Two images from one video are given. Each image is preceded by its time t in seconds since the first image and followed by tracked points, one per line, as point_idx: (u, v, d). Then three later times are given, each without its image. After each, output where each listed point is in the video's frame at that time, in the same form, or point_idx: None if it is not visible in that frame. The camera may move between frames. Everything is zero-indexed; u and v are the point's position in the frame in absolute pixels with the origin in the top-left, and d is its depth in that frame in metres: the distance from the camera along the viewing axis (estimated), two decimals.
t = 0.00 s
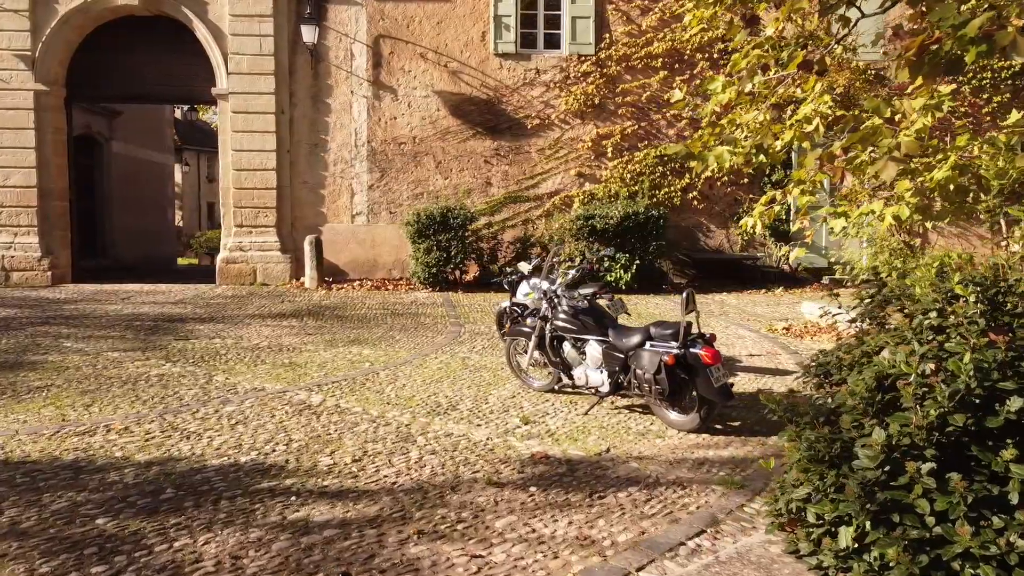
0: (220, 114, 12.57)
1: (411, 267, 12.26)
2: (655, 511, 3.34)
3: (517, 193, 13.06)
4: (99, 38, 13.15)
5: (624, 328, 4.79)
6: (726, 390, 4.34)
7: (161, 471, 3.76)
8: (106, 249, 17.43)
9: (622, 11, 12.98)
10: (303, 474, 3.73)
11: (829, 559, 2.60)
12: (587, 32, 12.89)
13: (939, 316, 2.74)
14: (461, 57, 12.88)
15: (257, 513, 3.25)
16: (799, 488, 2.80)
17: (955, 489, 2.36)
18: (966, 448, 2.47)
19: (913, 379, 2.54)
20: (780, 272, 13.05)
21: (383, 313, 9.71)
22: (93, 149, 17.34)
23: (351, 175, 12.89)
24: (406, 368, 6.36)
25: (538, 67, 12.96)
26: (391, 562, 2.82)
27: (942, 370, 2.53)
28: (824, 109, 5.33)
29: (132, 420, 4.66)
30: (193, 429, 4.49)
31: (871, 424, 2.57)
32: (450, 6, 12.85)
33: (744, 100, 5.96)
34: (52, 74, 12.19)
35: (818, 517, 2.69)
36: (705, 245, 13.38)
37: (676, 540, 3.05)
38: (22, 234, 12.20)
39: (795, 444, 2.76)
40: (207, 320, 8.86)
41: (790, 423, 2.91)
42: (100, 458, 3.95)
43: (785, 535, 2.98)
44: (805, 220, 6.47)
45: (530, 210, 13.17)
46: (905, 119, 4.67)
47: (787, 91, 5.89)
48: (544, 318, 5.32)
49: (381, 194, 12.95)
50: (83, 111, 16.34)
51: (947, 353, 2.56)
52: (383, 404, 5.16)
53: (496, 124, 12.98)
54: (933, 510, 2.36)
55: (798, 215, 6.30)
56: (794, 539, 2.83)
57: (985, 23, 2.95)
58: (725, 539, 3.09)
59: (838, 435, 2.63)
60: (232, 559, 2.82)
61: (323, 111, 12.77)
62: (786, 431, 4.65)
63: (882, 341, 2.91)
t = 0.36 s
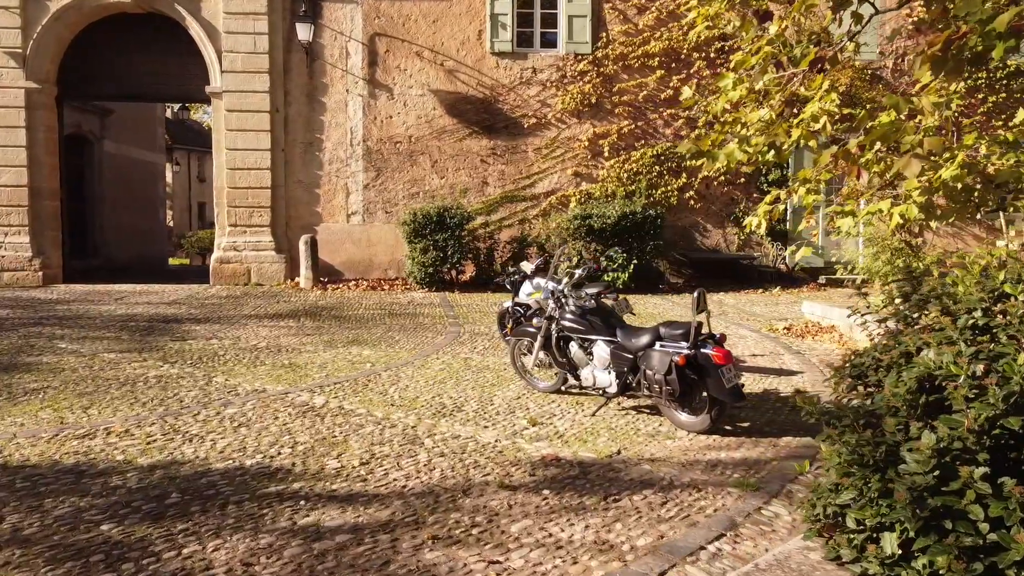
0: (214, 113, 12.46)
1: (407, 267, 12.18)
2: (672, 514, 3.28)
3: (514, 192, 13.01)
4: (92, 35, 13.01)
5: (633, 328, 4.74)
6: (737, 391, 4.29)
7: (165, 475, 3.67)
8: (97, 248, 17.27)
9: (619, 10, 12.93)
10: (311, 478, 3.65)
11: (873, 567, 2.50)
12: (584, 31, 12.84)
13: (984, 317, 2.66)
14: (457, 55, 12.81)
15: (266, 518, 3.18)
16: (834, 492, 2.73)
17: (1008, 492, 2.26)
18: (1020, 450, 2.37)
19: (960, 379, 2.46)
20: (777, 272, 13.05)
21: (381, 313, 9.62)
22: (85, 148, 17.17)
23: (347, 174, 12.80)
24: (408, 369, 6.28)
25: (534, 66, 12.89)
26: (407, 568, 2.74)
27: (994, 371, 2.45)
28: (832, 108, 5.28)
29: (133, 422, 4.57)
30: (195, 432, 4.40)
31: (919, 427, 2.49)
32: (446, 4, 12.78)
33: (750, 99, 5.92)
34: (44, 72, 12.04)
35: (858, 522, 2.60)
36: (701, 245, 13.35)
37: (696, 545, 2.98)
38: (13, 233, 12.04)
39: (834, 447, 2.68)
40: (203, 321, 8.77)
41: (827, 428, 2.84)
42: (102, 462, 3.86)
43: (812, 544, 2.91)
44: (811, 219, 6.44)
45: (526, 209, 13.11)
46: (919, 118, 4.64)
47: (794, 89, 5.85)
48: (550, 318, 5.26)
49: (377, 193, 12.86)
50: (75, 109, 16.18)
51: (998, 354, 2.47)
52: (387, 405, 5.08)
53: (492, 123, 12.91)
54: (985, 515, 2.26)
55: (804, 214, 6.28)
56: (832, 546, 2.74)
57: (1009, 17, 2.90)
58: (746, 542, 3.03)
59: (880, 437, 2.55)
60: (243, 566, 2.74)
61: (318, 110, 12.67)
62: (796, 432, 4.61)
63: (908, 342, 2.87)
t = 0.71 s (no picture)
0: (201, 111, 12.32)
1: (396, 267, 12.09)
2: (682, 516, 3.23)
3: (504, 192, 12.95)
4: (75, 31, 12.84)
5: (634, 328, 4.69)
6: (740, 391, 4.24)
7: (161, 479, 3.58)
8: (80, 248, 17.05)
9: (609, 9, 12.90)
10: (312, 482, 3.58)
11: (910, 573, 2.42)
12: (574, 30, 12.79)
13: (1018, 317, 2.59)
14: (447, 54, 12.73)
15: (269, 523, 3.09)
16: (864, 495, 2.66)
17: None
18: None
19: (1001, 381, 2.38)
20: (767, 271, 13.07)
21: (372, 314, 9.52)
22: (67, 147, 16.94)
23: (336, 173, 12.69)
24: (403, 370, 6.20)
25: (524, 65, 12.84)
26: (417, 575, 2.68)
27: None
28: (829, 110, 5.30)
29: (125, 426, 4.47)
30: (189, 435, 4.30)
31: (963, 430, 2.44)
32: (435, 2, 12.69)
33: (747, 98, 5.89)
34: (27, 69, 11.85)
35: (891, 527, 2.53)
36: (691, 244, 13.34)
37: (709, 548, 2.94)
38: None
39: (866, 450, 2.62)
40: (192, 322, 8.65)
41: (858, 431, 2.76)
42: (96, 467, 3.76)
43: (844, 546, 2.81)
44: (808, 218, 6.44)
45: (516, 209, 13.05)
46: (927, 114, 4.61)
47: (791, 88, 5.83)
48: (548, 318, 5.21)
49: (366, 192, 12.77)
50: (57, 107, 15.98)
51: None
52: (384, 407, 5.00)
53: (482, 122, 12.84)
54: None
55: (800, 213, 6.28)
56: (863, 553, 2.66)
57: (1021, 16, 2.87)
58: (759, 546, 2.99)
59: (914, 441, 2.51)
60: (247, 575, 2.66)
61: (306, 109, 12.55)
62: (799, 432, 4.59)
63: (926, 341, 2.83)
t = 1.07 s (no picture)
0: (182, 109, 12.16)
1: (382, 267, 11.98)
2: (688, 519, 3.18)
3: (489, 191, 12.88)
4: (53, 26, 12.60)
5: (632, 328, 4.65)
6: (740, 392, 4.21)
7: (153, 486, 3.48)
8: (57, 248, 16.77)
9: (595, 8, 12.88)
10: (309, 487, 3.49)
11: None
12: (559, 30, 12.75)
13: None
14: (432, 53, 12.64)
15: (267, 531, 3.01)
16: (889, 498, 2.60)
17: None
18: None
19: None
20: (753, 271, 13.10)
21: (359, 315, 9.39)
22: (43, 145, 16.64)
23: (319, 173, 12.55)
24: (394, 371, 6.12)
25: (510, 64, 12.78)
26: None
27: None
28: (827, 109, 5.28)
29: (112, 430, 4.36)
30: (179, 439, 4.20)
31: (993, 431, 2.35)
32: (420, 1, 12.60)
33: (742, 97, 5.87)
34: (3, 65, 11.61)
35: (920, 532, 2.46)
36: (677, 244, 13.34)
37: (719, 552, 2.89)
38: None
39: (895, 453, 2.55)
40: (175, 323, 8.49)
41: (882, 433, 2.69)
42: (84, 473, 3.65)
43: (871, 551, 2.76)
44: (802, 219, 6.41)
45: (502, 208, 12.99)
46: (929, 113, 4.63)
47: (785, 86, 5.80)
48: (543, 318, 5.15)
49: (350, 192, 12.64)
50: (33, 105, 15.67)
51: None
52: (377, 409, 4.92)
53: (468, 121, 12.76)
54: None
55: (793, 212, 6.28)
56: (892, 558, 2.59)
57: None
58: (767, 549, 2.95)
59: (946, 443, 2.41)
60: None
61: (290, 107, 12.42)
62: (797, 433, 4.58)
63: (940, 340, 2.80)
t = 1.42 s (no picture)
0: (160, 107, 11.96)
1: (364, 268, 11.86)
2: (693, 523, 3.14)
3: (472, 191, 12.80)
4: (26, 21, 12.31)
5: (627, 329, 4.60)
6: (737, 393, 4.18)
7: (141, 493, 3.38)
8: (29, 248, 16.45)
9: (577, 8, 12.85)
10: (304, 494, 3.40)
11: None
12: (542, 29, 12.71)
13: None
14: (414, 52, 12.54)
15: (263, 540, 2.92)
16: (914, 502, 2.52)
17: None
18: None
19: None
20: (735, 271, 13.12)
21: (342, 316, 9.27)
22: (13, 144, 16.30)
23: (300, 172, 12.40)
24: (383, 373, 6.03)
25: (493, 63, 12.72)
26: None
27: None
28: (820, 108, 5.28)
29: (96, 436, 4.23)
30: (166, 445, 4.09)
31: None
32: None
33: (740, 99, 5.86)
34: None
35: (950, 537, 2.39)
36: (659, 244, 13.34)
37: (727, 556, 2.85)
38: None
39: (923, 457, 2.47)
40: (155, 325, 8.32)
41: (907, 436, 2.60)
42: (69, 481, 3.53)
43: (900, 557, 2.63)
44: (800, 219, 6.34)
45: (484, 208, 12.92)
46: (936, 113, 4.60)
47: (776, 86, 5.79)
48: (536, 319, 5.09)
49: (331, 192, 12.50)
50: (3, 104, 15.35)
51: None
52: (369, 413, 4.83)
53: (450, 120, 12.67)
54: None
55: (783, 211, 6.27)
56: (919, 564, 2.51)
57: None
58: (775, 553, 2.91)
59: (978, 447, 2.33)
60: None
61: (269, 106, 12.26)
62: (793, 434, 4.55)
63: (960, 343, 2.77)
